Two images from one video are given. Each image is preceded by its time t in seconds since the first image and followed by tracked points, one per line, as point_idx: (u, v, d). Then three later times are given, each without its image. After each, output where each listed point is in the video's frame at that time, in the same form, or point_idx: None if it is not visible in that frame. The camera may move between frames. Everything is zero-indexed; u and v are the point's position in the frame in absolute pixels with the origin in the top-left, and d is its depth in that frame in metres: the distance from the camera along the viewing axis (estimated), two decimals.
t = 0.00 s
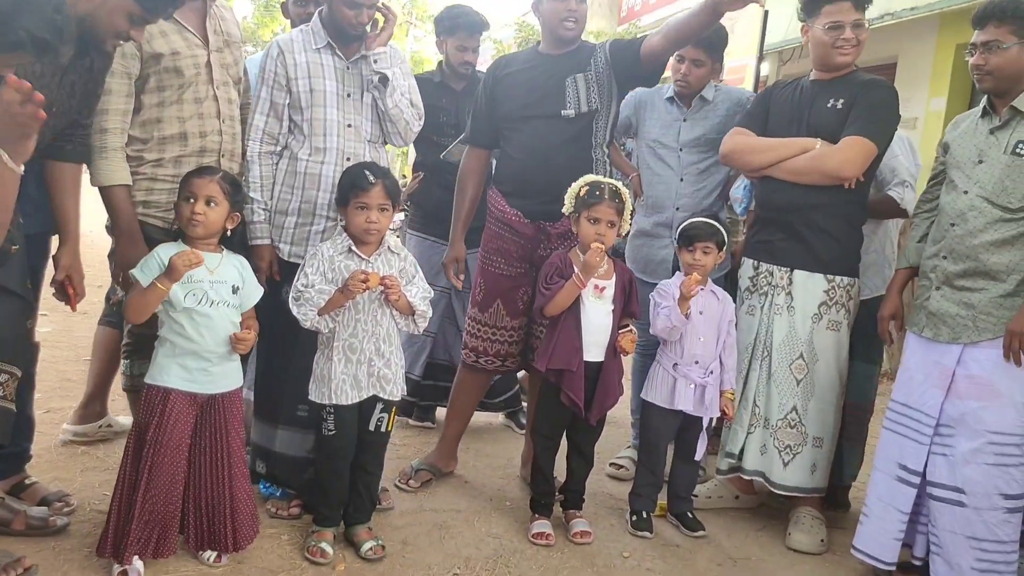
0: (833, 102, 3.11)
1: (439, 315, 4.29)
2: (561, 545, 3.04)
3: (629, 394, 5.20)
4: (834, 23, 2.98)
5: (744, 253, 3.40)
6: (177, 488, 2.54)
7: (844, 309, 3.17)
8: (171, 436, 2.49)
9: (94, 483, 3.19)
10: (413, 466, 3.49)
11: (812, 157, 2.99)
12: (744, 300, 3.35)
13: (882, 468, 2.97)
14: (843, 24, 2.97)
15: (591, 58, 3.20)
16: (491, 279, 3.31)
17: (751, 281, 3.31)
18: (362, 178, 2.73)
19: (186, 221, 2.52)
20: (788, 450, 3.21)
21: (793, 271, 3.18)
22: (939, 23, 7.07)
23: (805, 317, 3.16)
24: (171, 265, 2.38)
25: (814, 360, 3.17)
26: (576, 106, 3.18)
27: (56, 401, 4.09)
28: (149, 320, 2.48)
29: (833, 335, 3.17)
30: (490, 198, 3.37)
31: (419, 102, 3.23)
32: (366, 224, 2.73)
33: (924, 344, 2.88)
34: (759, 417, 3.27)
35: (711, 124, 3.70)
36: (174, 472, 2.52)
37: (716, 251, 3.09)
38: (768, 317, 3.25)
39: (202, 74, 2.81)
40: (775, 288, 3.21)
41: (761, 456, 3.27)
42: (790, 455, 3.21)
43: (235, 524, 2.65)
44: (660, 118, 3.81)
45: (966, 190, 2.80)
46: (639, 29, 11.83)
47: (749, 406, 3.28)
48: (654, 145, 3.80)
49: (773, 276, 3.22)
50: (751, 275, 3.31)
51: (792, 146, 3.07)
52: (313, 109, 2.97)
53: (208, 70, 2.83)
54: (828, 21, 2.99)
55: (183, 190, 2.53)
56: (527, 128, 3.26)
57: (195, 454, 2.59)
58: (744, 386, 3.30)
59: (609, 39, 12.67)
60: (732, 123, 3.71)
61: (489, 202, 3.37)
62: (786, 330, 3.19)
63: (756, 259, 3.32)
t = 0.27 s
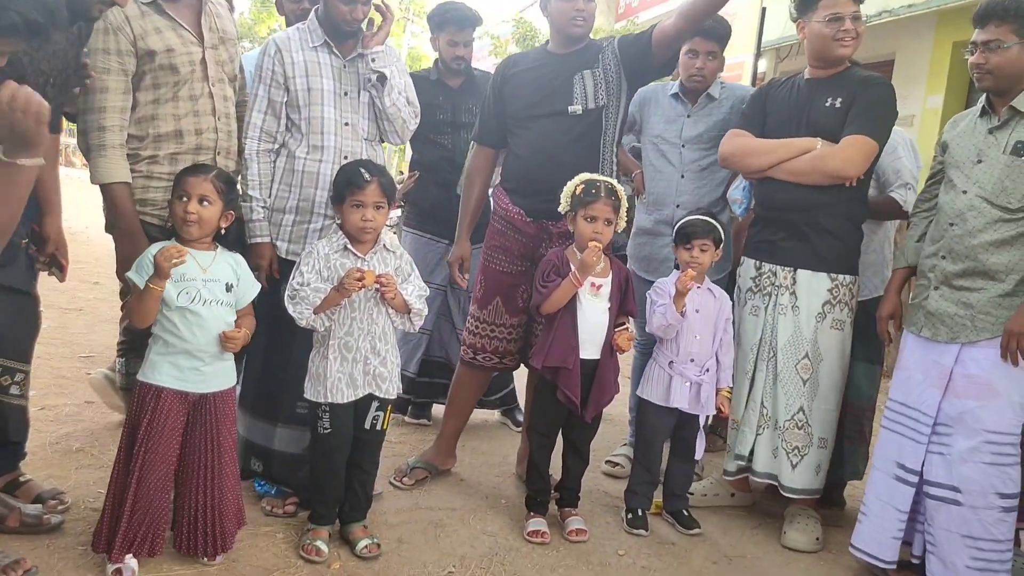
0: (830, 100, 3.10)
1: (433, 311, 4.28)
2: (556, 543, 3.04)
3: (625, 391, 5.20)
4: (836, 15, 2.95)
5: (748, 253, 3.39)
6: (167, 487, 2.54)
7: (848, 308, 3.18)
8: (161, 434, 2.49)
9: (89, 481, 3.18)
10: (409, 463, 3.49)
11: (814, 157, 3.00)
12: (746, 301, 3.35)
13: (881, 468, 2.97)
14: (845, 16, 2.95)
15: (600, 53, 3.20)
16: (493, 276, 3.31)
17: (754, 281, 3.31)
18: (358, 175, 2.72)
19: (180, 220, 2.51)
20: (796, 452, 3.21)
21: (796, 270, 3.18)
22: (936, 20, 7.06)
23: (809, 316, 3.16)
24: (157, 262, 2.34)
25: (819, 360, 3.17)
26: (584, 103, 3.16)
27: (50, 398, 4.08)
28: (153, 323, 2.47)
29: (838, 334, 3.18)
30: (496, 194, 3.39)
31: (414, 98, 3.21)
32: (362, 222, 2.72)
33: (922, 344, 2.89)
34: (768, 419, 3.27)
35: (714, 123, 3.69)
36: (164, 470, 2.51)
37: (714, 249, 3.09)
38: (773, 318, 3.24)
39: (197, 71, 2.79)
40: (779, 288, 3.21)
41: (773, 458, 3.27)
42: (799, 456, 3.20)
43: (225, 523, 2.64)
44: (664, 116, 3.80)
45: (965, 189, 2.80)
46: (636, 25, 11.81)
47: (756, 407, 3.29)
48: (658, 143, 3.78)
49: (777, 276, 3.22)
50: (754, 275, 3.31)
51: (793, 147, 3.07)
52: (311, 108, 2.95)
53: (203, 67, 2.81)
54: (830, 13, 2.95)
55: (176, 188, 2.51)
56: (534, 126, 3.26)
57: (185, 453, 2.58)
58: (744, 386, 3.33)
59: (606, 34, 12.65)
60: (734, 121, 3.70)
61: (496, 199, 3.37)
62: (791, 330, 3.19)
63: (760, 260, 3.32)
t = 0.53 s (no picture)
0: (831, 97, 3.10)
1: (431, 310, 4.28)
2: (554, 540, 3.04)
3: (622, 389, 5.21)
4: None
5: (742, 252, 3.40)
6: (162, 487, 2.54)
7: (848, 305, 3.19)
8: (155, 434, 2.49)
9: (85, 479, 3.17)
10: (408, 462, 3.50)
11: (815, 155, 3.00)
12: (746, 299, 3.34)
13: (879, 465, 2.98)
14: None
15: (606, 53, 3.20)
16: (494, 275, 3.30)
17: (754, 280, 3.31)
18: (356, 174, 2.71)
19: (174, 218, 2.51)
20: (799, 450, 3.21)
21: (797, 268, 3.18)
22: (931, 18, 7.08)
23: (810, 314, 3.17)
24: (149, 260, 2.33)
25: (821, 358, 3.18)
26: (588, 103, 3.15)
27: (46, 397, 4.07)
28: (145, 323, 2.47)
29: (839, 332, 3.19)
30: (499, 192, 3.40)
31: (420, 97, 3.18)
32: (358, 220, 2.71)
33: (922, 341, 2.90)
34: (770, 418, 3.28)
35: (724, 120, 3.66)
36: (159, 470, 2.51)
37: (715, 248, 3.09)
38: (773, 316, 3.25)
39: (194, 69, 2.79)
40: (780, 287, 3.22)
41: (774, 457, 3.28)
42: (802, 455, 3.20)
43: (220, 522, 2.65)
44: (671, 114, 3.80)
45: (966, 187, 2.81)
46: (632, 22, 11.80)
47: (757, 405, 3.29)
48: (665, 139, 3.79)
49: (777, 274, 3.23)
50: (754, 274, 3.31)
51: (793, 145, 3.08)
52: (312, 101, 2.96)
53: (200, 65, 2.80)
54: None
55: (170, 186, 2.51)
56: (537, 125, 3.24)
57: (178, 453, 2.58)
58: (744, 384, 3.34)
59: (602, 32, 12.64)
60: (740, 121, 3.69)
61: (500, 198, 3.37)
62: (793, 329, 3.19)
63: (758, 258, 3.32)
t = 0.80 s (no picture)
0: (822, 95, 3.11)
1: (424, 306, 4.28)
2: (546, 536, 3.06)
3: (613, 385, 5.23)
4: None
5: (731, 248, 3.40)
6: (152, 486, 2.54)
7: (839, 299, 3.23)
8: (143, 433, 2.49)
9: (77, 478, 3.17)
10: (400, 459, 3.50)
11: (811, 154, 3.03)
12: (735, 294, 3.34)
13: (870, 460, 2.99)
14: None
15: (600, 52, 3.18)
16: (488, 272, 3.31)
17: (745, 276, 3.31)
18: (345, 172, 2.71)
19: (163, 217, 2.51)
20: (795, 443, 3.23)
21: (790, 264, 3.20)
22: (920, 12, 7.10)
23: (805, 309, 3.19)
24: (140, 257, 2.33)
25: (816, 353, 3.20)
26: (580, 100, 3.16)
27: (36, 396, 4.06)
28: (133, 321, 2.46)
29: (831, 326, 3.23)
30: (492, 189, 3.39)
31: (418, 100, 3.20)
32: (349, 218, 2.72)
33: (913, 337, 2.91)
34: (759, 412, 3.29)
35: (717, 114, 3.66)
36: (148, 469, 2.51)
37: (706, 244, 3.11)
38: (767, 311, 3.26)
39: (184, 67, 2.78)
40: (773, 282, 3.23)
41: (761, 451, 3.30)
42: (797, 447, 3.24)
43: (211, 519, 2.65)
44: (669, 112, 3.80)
45: (958, 183, 2.82)
46: (623, 17, 11.81)
47: (746, 401, 3.30)
48: (662, 136, 3.80)
49: (771, 271, 3.23)
50: (745, 270, 3.31)
51: (786, 144, 3.08)
52: (309, 98, 2.96)
53: (190, 63, 2.80)
54: None
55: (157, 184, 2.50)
56: (531, 123, 3.24)
57: (167, 452, 2.58)
58: (732, 378, 3.34)
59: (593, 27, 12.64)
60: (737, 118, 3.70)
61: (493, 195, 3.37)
62: (788, 324, 3.21)
63: (750, 255, 3.31)
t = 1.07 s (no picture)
0: (818, 93, 3.13)
1: (420, 304, 4.28)
2: (540, 532, 3.07)
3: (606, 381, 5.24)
4: None
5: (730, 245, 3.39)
6: (143, 484, 2.54)
7: (838, 293, 3.26)
8: (133, 431, 2.49)
9: (69, 479, 3.16)
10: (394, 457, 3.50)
11: (807, 151, 3.06)
12: (733, 292, 3.34)
13: (861, 453, 3.01)
14: None
15: (591, 50, 3.19)
16: (480, 269, 3.30)
17: (743, 273, 3.32)
18: (335, 170, 2.71)
19: (153, 217, 2.50)
20: (801, 436, 3.27)
21: (788, 260, 3.21)
22: (909, 5, 7.12)
23: (806, 305, 3.21)
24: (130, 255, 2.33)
25: (820, 345, 3.24)
26: (573, 98, 3.16)
27: (28, 396, 4.05)
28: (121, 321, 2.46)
29: (832, 319, 3.26)
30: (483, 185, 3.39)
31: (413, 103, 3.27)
32: (339, 216, 2.72)
33: (903, 330, 2.93)
34: (767, 409, 3.30)
35: (712, 109, 3.66)
36: (139, 467, 2.52)
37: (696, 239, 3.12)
38: (768, 309, 3.27)
39: (174, 66, 2.77)
40: (771, 279, 3.25)
41: (770, 448, 3.30)
42: (803, 440, 3.27)
43: (203, 516, 2.66)
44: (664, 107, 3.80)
45: (949, 177, 2.84)
46: (613, 12, 11.80)
47: (754, 396, 3.32)
48: (656, 132, 3.80)
49: (768, 268, 3.25)
50: (743, 267, 3.32)
51: (781, 141, 3.11)
52: (309, 98, 2.96)
53: (179, 61, 2.79)
54: None
55: (145, 184, 2.49)
56: (523, 119, 3.24)
57: (157, 450, 2.59)
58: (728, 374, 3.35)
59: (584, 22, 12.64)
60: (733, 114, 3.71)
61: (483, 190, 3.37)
62: (791, 320, 3.22)
63: (745, 251, 3.32)
